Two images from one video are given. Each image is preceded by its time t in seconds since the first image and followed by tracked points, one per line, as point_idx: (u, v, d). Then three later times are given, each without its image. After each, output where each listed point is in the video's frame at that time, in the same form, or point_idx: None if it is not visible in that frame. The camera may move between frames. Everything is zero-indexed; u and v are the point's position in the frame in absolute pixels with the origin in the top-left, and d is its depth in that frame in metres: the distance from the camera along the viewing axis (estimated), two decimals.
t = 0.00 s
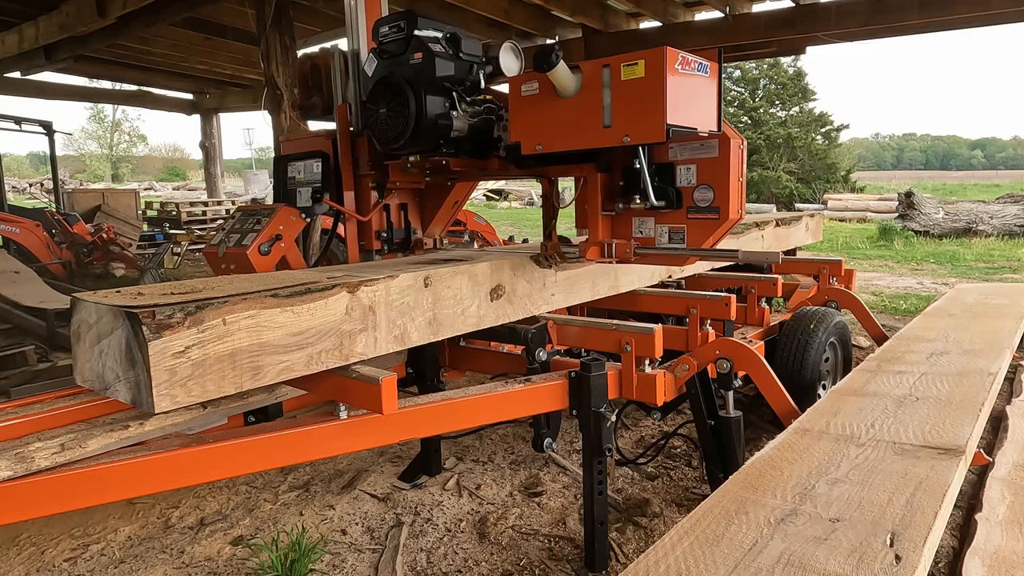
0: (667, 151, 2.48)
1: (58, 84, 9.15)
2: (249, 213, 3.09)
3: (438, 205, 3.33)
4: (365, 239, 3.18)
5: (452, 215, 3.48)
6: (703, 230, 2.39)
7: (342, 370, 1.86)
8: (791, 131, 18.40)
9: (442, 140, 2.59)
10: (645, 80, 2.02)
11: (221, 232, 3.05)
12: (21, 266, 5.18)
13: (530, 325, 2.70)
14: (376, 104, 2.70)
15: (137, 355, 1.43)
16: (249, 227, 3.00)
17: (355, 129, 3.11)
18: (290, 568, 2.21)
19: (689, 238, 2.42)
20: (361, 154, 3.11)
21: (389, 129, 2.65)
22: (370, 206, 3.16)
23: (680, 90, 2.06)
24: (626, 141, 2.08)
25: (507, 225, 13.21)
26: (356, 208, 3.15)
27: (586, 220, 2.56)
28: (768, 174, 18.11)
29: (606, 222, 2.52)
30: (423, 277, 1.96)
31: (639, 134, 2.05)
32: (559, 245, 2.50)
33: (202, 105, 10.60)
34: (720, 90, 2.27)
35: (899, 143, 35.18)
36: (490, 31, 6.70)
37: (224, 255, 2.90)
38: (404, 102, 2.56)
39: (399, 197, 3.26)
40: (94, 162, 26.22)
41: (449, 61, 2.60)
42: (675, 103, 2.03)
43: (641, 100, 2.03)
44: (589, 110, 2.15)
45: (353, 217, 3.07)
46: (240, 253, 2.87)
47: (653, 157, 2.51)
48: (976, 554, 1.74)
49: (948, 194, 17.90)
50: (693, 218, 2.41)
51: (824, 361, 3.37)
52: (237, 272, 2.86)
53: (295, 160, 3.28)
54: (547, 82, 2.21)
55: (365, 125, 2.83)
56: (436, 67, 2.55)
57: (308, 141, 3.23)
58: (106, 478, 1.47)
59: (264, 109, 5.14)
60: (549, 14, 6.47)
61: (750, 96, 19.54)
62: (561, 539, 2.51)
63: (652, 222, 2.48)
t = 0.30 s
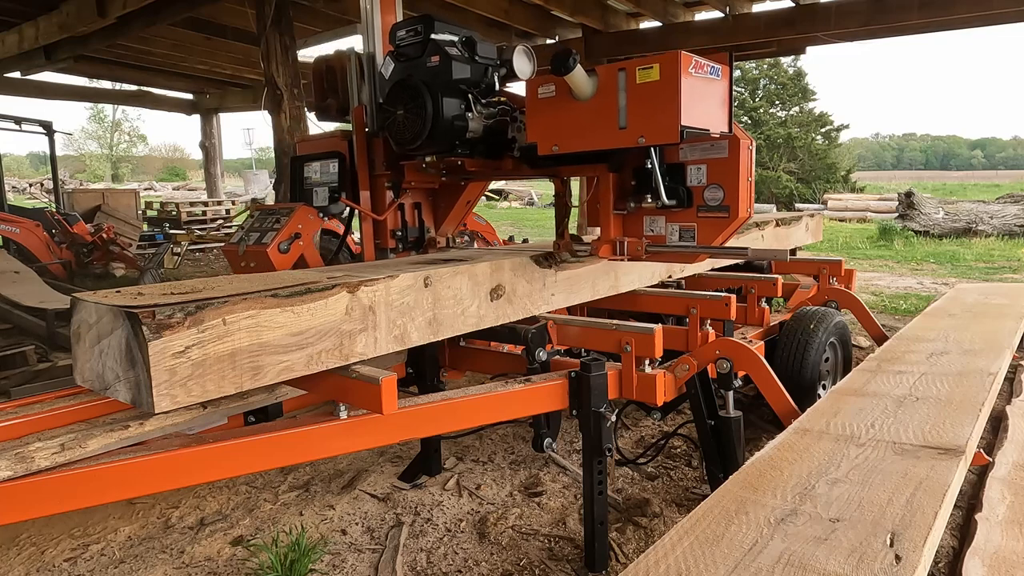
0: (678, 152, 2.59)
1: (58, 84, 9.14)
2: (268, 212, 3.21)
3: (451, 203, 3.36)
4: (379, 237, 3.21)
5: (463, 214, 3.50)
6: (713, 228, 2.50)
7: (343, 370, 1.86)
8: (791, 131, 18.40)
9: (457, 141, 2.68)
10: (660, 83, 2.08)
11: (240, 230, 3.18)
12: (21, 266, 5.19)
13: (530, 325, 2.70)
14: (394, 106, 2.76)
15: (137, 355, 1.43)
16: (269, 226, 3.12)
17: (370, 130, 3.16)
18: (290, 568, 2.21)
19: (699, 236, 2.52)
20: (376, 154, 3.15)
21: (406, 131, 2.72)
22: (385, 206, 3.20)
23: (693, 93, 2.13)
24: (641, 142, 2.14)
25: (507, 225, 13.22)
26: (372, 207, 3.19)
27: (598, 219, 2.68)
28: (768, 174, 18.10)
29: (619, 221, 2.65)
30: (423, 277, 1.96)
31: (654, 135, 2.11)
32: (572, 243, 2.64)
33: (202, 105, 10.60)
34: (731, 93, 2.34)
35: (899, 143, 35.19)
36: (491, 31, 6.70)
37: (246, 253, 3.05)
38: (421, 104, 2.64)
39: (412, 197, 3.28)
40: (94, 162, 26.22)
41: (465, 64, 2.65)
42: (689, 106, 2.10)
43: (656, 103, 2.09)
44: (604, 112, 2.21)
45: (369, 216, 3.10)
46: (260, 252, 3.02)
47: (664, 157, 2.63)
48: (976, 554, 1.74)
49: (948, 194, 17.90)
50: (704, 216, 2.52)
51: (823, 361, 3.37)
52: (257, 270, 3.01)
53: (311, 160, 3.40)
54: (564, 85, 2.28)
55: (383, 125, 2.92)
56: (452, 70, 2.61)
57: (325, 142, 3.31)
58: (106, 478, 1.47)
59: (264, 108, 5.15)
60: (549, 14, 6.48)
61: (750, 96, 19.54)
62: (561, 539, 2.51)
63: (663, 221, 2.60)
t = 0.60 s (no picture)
0: (688, 152, 2.65)
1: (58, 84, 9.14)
2: (287, 212, 3.33)
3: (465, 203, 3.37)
4: (394, 236, 3.23)
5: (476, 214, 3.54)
6: (723, 226, 2.57)
7: (342, 370, 1.86)
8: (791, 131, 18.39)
9: (473, 141, 2.77)
10: (674, 86, 2.22)
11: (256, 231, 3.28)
12: (21, 266, 5.19)
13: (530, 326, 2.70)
14: (411, 108, 2.84)
15: (137, 355, 1.43)
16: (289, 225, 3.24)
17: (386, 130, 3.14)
18: (290, 568, 2.21)
19: (710, 234, 2.60)
20: (391, 154, 3.14)
21: (422, 132, 2.80)
22: (400, 205, 3.20)
23: (705, 96, 2.26)
24: (655, 142, 2.27)
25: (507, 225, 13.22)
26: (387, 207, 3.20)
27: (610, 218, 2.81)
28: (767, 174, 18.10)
29: (630, 220, 2.75)
30: (423, 277, 1.95)
31: (668, 136, 2.24)
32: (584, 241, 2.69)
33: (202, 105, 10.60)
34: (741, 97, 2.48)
35: (899, 143, 35.19)
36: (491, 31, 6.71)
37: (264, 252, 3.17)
38: (438, 105, 2.72)
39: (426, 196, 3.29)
40: (94, 162, 26.22)
41: (481, 67, 2.75)
42: (701, 108, 2.23)
43: (670, 105, 2.23)
44: (619, 113, 2.35)
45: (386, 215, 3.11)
46: (279, 250, 3.13)
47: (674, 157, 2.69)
48: (976, 554, 1.74)
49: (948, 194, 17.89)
50: (714, 215, 2.60)
51: (824, 362, 3.37)
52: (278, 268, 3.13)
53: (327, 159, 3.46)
54: (580, 88, 2.41)
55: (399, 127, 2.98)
56: (468, 73, 2.70)
57: (340, 142, 3.33)
58: (106, 478, 1.47)
59: (264, 108, 5.15)
60: (549, 14, 6.48)
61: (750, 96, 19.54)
62: (561, 539, 2.51)
63: (673, 219, 2.68)
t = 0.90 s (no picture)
0: (698, 154, 2.86)
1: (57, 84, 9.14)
2: (304, 211, 3.29)
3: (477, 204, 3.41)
4: (408, 235, 3.25)
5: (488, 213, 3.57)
6: (732, 225, 2.79)
7: (342, 370, 1.86)
8: (791, 132, 18.39)
9: (487, 142, 2.81)
10: (687, 89, 2.29)
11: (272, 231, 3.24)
12: (21, 266, 5.19)
13: (530, 325, 2.70)
14: (426, 109, 2.87)
15: (137, 355, 1.43)
16: (305, 223, 3.20)
17: (400, 131, 3.17)
18: (290, 568, 2.21)
19: (719, 232, 2.82)
20: (406, 154, 3.18)
21: (438, 133, 2.83)
22: (415, 204, 3.21)
23: (718, 98, 2.33)
24: (668, 144, 2.35)
25: (506, 224, 13.21)
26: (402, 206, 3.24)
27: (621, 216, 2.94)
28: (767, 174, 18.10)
29: (641, 219, 2.89)
30: (423, 277, 1.95)
31: (682, 138, 2.31)
32: (595, 240, 2.82)
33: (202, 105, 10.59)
34: (751, 102, 2.58)
35: (899, 143, 35.18)
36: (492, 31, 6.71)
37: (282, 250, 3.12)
38: (453, 107, 2.76)
39: (439, 195, 3.33)
40: (94, 162, 26.22)
41: (496, 69, 2.78)
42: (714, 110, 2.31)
43: (683, 107, 2.30)
44: (633, 115, 2.42)
45: (401, 214, 3.14)
46: (297, 248, 3.09)
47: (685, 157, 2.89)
48: (976, 554, 1.74)
49: (948, 194, 17.88)
50: (724, 214, 2.81)
51: (823, 362, 3.37)
52: (296, 266, 3.08)
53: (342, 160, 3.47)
54: (595, 90, 2.49)
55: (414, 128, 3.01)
56: (484, 75, 2.73)
57: (355, 142, 3.33)
58: (105, 477, 1.47)
59: (265, 108, 5.16)
60: (550, 14, 6.48)
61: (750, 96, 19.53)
62: (561, 539, 2.51)
63: (684, 218, 2.85)
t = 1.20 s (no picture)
0: (707, 154, 2.90)
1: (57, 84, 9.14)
2: (321, 210, 3.29)
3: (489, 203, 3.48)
4: (422, 233, 3.29)
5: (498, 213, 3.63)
6: (741, 224, 2.82)
7: (342, 370, 1.86)
8: (791, 132, 18.39)
9: (501, 143, 2.84)
10: (699, 91, 2.36)
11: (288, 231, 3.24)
12: (21, 266, 5.20)
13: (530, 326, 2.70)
14: (440, 110, 2.90)
15: (137, 354, 1.43)
16: (322, 223, 3.20)
17: (415, 132, 3.19)
18: (290, 568, 2.21)
19: (727, 231, 2.85)
20: (420, 155, 3.19)
21: (453, 134, 2.87)
22: (429, 204, 3.26)
23: (729, 100, 2.40)
24: (681, 145, 2.42)
25: (506, 224, 13.20)
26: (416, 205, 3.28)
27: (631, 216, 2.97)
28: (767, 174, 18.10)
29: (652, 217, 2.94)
30: (423, 278, 1.95)
31: (694, 139, 2.38)
32: (606, 238, 2.89)
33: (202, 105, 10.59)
34: (760, 103, 2.66)
35: (899, 143, 35.19)
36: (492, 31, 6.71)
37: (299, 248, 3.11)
38: (469, 109, 2.79)
39: (452, 195, 3.39)
40: (94, 162, 26.23)
41: (510, 72, 2.80)
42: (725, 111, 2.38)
43: (696, 109, 2.37)
44: (645, 116, 2.49)
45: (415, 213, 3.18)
46: (315, 247, 3.09)
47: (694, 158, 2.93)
48: (976, 554, 1.74)
49: (948, 194, 17.88)
50: (733, 213, 2.84)
51: (823, 362, 3.37)
52: (313, 265, 3.08)
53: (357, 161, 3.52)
54: (609, 92, 2.56)
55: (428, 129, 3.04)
56: (499, 78, 2.75)
57: (370, 143, 3.38)
58: (105, 477, 1.47)
59: (265, 107, 5.16)
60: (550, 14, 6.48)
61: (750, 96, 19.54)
62: (561, 539, 2.51)
63: (693, 217, 2.91)
